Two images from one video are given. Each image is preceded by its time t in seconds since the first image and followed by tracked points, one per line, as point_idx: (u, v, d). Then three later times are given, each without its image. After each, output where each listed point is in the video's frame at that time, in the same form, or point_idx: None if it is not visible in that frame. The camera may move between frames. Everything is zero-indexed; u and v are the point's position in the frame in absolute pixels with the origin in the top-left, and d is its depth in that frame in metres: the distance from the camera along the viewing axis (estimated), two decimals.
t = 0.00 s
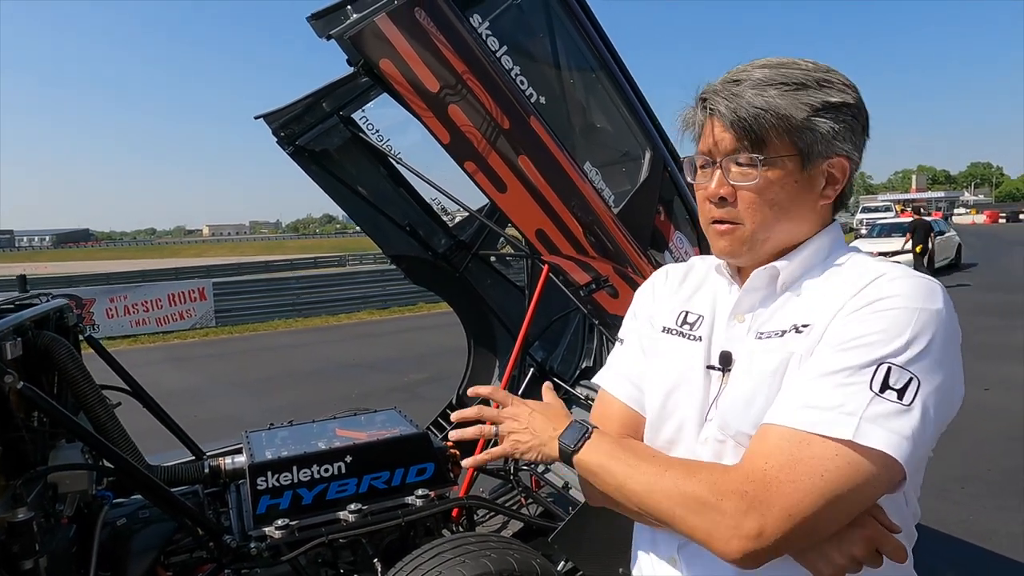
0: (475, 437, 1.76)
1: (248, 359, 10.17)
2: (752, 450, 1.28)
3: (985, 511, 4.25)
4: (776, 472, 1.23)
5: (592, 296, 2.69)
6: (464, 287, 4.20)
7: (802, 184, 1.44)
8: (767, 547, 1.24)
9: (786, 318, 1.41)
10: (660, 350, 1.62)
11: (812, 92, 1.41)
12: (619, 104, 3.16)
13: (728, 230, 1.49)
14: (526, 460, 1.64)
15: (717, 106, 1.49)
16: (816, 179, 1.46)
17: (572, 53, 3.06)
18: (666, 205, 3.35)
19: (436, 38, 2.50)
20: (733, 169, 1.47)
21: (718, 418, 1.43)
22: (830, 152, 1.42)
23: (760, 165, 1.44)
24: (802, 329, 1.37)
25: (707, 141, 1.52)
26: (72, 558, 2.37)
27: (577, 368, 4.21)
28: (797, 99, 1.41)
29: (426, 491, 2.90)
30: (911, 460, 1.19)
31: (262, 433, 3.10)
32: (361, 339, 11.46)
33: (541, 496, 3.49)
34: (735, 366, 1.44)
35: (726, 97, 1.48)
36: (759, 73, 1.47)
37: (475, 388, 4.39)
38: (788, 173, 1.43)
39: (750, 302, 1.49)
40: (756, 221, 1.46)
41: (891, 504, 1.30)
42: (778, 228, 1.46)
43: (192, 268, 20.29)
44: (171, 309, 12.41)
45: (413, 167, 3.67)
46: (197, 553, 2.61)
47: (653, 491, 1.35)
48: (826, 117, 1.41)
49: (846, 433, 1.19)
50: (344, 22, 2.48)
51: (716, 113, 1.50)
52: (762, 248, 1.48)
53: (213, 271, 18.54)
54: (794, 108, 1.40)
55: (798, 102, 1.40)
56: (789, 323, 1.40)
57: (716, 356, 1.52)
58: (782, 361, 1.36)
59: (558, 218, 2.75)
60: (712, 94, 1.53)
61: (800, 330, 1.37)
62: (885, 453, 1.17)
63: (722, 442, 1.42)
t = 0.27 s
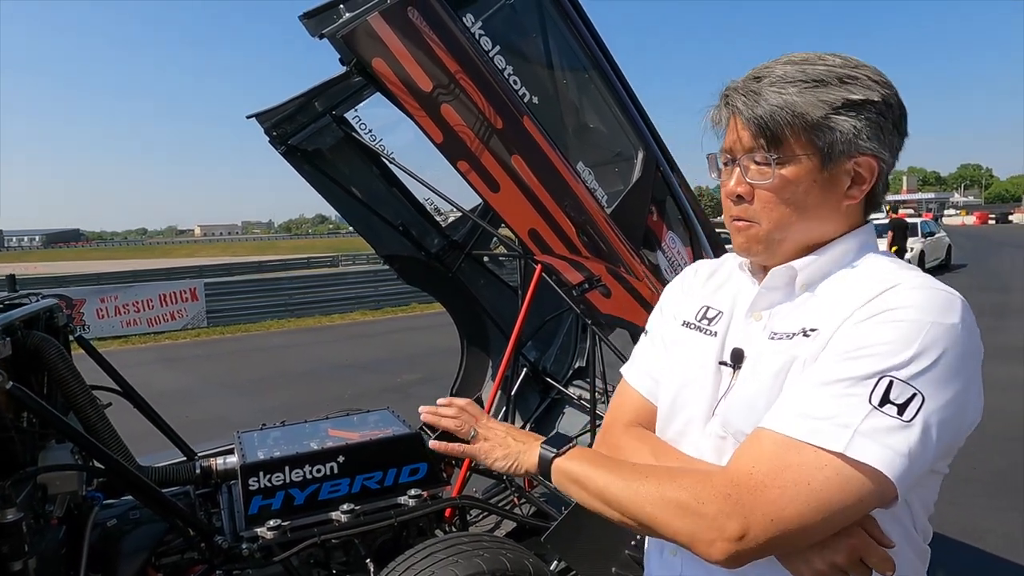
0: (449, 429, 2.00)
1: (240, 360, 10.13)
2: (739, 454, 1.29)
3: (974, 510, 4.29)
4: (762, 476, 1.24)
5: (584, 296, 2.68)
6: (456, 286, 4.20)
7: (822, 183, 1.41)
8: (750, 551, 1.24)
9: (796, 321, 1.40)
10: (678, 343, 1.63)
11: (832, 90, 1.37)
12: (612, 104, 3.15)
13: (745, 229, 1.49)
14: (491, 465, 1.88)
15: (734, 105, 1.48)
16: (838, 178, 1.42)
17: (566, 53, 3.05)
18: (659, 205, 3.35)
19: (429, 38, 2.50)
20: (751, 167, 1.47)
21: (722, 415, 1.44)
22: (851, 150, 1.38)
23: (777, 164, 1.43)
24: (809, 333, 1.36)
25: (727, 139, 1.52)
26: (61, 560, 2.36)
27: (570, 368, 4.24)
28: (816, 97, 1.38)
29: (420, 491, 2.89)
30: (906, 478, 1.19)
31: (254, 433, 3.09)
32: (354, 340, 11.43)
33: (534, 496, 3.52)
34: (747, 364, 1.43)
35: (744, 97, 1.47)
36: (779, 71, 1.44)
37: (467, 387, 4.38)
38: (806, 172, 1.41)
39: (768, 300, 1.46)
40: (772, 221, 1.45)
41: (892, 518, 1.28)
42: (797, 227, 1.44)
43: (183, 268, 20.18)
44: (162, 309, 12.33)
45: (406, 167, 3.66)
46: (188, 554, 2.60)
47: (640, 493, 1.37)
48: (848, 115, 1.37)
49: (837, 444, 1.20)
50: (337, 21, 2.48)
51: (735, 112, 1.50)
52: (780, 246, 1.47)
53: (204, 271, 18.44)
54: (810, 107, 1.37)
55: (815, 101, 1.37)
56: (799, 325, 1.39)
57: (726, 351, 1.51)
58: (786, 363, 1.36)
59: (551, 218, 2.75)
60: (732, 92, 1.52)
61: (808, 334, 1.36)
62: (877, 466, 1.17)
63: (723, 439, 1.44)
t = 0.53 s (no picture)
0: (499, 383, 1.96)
1: (229, 361, 10.06)
2: (756, 459, 1.26)
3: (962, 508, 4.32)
4: (774, 483, 1.20)
5: (576, 296, 2.58)
6: (446, 286, 4.18)
7: (849, 182, 1.35)
8: (757, 560, 1.21)
9: (824, 326, 1.36)
10: (709, 346, 1.62)
11: (856, 86, 1.32)
12: (602, 103, 3.15)
13: (773, 231, 1.48)
14: (524, 430, 1.86)
15: (760, 104, 1.46)
16: (871, 177, 1.35)
17: (556, 52, 3.04)
18: (649, 204, 3.34)
19: (418, 34, 2.49)
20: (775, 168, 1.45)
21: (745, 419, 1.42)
22: (880, 149, 1.31)
23: (797, 165, 1.40)
24: (835, 338, 1.31)
25: (754, 141, 1.50)
26: (45, 564, 2.32)
27: (561, 367, 4.24)
28: (838, 94, 1.33)
29: (410, 492, 2.87)
30: (928, 496, 1.11)
31: (242, 434, 3.07)
32: (344, 341, 11.38)
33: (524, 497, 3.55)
34: (773, 367, 1.40)
35: (766, 98, 1.44)
36: (808, 66, 1.39)
37: (458, 388, 4.36)
38: (829, 172, 1.36)
39: (802, 302, 1.43)
40: (797, 223, 1.42)
41: (917, 536, 1.21)
42: (824, 228, 1.40)
43: (171, 269, 20.03)
44: (149, 311, 12.23)
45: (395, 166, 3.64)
46: (174, 557, 2.57)
47: (652, 487, 1.36)
48: (874, 111, 1.30)
49: (853, 456, 1.14)
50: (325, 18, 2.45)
51: (759, 113, 1.47)
52: (809, 248, 1.44)
53: (192, 272, 18.32)
54: (831, 107, 1.33)
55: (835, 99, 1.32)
56: (827, 330, 1.34)
57: (753, 354, 1.49)
58: (811, 368, 1.32)
59: (541, 217, 2.74)
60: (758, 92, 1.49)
61: (835, 339, 1.31)
62: (894, 483, 1.10)
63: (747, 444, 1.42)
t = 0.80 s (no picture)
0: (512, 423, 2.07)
1: (211, 364, 9.94)
2: (777, 464, 1.22)
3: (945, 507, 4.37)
4: (790, 487, 1.16)
5: (568, 296, 2.57)
6: (434, 288, 4.15)
7: (882, 179, 1.28)
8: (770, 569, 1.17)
9: (868, 333, 1.30)
10: (755, 351, 1.61)
11: (884, 78, 1.26)
12: (592, 103, 3.13)
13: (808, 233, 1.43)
14: (541, 461, 1.88)
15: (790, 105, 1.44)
16: (909, 172, 1.27)
17: (545, 51, 3.01)
18: (639, 205, 3.32)
19: (408, 32, 2.46)
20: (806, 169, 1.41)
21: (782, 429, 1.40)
22: (912, 142, 1.24)
23: (827, 164, 1.36)
24: (876, 345, 1.26)
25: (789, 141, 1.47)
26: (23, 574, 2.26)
27: (550, 369, 4.25)
28: (866, 88, 1.28)
29: (399, 497, 2.83)
30: (961, 518, 1.03)
31: (227, 439, 3.02)
32: (329, 343, 11.29)
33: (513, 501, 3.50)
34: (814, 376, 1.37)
35: (797, 96, 1.42)
36: (835, 62, 1.37)
37: (446, 391, 4.32)
38: (859, 170, 1.30)
39: (851, 307, 1.38)
40: (830, 223, 1.37)
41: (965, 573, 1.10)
42: (860, 229, 1.33)
43: (151, 272, 19.77)
44: (130, 313, 12.05)
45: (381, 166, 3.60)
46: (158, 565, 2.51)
47: (665, 499, 1.34)
48: (904, 103, 1.24)
49: (875, 465, 1.07)
50: (312, 14, 2.42)
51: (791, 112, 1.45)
52: (847, 250, 1.38)
53: (174, 274, 18.09)
54: (857, 101, 1.29)
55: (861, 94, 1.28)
56: (870, 337, 1.29)
57: (797, 363, 1.47)
58: (846, 376, 1.28)
59: (533, 218, 2.70)
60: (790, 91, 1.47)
61: (876, 346, 1.26)
62: (921, 500, 1.03)
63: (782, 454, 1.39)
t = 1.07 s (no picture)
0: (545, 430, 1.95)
1: (166, 367, 9.63)
2: (806, 488, 1.18)
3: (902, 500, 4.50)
4: (820, 516, 1.12)
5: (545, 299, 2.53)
6: (402, 289, 4.07)
7: (924, 174, 1.22)
8: None
9: (899, 345, 1.25)
10: (780, 359, 1.59)
11: (925, 67, 1.22)
12: (565, 103, 3.11)
13: (841, 233, 1.36)
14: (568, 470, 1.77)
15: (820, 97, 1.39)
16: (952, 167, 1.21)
17: (518, 50, 2.98)
18: (612, 206, 3.31)
19: (382, 28, 2.39)
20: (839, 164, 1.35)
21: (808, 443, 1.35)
22: (958, 133, 1.18)
23: (864, 157, 1.29)
24: (909, 358, 1.20)
25: (820, 138, 1.41)
26: None
27: (519, 370, 4.19)
28: (907, 77, 1.24)
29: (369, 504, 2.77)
30: (1008, 547, 0.99)
31: (189, 447, 2.90)
32: (289, 345, 11.07)
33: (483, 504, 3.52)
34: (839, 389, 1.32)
35: (830, 88, 1.37)
36: (869, 54, 1.33)
37: (413, 394, 4.26)
38: (899, 163, 1.24)
39: (879, 314, 1.33)
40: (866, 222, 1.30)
41: None
42: (899, 227, 1.26)
43: (100, 272, 19.09)
44: (78, 316, 11.58)
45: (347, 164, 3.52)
46: None
47: (689, 521, 1.32)
48: (948, 92, 1.20)
49: (911, 492, 1.03)
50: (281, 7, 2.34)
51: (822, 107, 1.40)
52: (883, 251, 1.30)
53: (124, 275, 17.50)
54: (898, 90, 1.24)
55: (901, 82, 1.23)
56: (902, 349, 1.23)
57: (823, 372, 1.42)
58: (879, 391, 1.21)
59: (510, 219, 2.67)
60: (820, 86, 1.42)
61: (908, 360, 1.20)
62: (963, 531, 0.99)
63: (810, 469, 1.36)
